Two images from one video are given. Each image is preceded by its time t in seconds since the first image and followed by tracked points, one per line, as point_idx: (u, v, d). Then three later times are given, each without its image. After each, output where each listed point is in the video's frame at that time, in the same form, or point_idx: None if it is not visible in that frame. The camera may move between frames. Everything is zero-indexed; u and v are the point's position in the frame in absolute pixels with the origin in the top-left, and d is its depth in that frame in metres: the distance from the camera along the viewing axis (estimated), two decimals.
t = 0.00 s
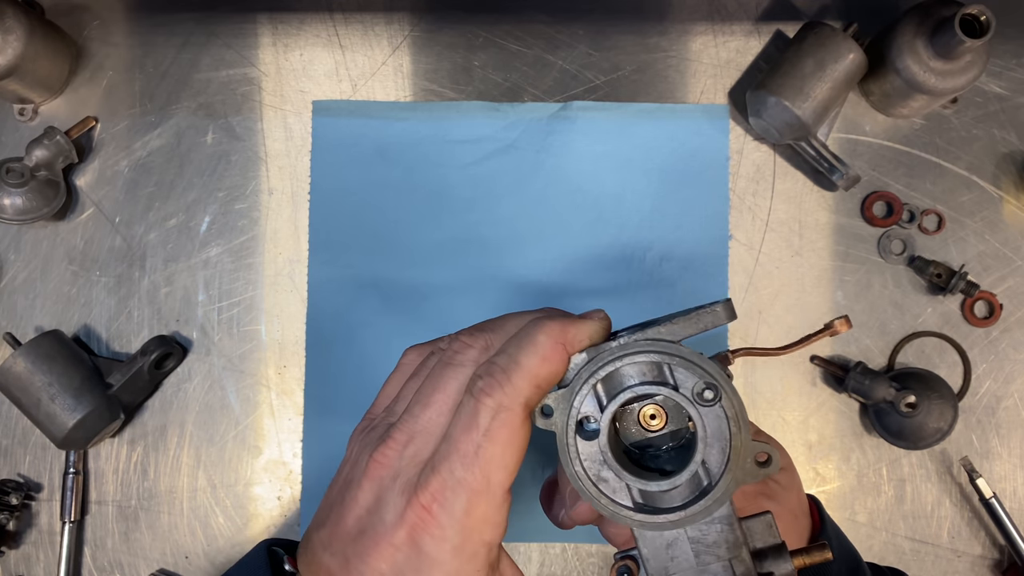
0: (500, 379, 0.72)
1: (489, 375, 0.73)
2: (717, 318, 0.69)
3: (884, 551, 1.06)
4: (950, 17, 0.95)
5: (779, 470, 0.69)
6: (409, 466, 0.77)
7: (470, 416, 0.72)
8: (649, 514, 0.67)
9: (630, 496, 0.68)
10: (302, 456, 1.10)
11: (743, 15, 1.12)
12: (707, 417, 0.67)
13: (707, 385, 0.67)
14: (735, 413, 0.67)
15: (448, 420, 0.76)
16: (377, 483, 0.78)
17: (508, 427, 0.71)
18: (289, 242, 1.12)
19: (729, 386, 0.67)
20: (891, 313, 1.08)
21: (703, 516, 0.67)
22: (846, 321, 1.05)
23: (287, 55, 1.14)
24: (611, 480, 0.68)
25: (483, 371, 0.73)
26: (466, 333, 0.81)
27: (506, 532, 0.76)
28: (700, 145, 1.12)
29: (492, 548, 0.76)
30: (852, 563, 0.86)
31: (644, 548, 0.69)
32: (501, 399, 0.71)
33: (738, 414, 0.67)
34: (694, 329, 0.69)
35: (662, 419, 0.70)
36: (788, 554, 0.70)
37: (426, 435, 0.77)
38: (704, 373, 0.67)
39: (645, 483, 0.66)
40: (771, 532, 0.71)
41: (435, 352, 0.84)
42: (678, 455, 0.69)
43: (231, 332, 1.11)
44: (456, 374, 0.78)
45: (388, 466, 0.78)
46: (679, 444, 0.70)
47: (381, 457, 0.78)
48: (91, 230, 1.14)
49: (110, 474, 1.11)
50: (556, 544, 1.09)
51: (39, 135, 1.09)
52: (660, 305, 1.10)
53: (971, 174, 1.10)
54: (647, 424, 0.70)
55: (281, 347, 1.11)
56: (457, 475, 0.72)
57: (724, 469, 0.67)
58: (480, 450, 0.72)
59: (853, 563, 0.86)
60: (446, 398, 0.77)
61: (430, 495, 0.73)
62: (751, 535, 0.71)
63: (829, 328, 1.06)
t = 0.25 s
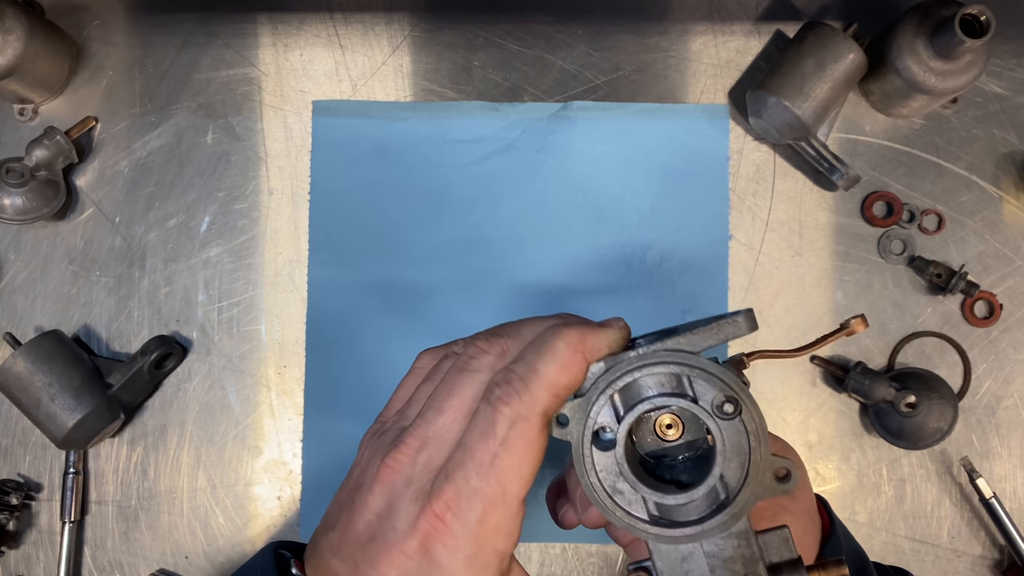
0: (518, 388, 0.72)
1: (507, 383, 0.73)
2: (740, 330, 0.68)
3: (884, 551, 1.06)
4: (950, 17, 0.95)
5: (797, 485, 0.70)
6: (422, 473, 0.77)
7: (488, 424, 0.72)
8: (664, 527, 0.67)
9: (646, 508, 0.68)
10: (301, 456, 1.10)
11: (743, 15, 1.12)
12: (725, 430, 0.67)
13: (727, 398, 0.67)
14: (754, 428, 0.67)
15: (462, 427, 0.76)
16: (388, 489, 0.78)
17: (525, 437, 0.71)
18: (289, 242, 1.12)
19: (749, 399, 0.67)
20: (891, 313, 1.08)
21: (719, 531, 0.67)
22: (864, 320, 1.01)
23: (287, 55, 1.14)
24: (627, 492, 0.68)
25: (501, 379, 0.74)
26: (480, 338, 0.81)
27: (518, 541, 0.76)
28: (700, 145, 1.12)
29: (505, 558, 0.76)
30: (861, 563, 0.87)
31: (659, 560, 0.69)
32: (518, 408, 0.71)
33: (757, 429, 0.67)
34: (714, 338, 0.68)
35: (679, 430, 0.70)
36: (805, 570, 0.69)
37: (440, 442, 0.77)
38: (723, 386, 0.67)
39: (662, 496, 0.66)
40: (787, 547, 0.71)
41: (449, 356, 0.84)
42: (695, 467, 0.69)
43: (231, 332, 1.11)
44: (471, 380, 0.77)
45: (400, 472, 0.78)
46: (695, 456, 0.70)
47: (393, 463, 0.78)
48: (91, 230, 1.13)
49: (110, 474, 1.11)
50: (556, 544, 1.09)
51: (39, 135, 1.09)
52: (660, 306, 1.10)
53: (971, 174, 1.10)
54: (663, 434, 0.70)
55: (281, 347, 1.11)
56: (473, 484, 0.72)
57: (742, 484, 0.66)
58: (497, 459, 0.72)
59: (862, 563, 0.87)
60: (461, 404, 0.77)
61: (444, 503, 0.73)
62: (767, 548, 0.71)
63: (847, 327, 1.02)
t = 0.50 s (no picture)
0: (502, 390, 0.72)
1: (491, 385, 0.73)
2: (724, 324, 0.69)
3: (885, 551, 1.06)
4: (950, 17, 0.95)
5: (786, 479, 0.68)
6: (410, 477, 0.77)
7: (473, 426, 0.72)
8: (655, 523, 0.67)
9: (636, 505, 0.68)
10: (301, 456, 1.10)
11: (743, 15, 1.12)
12: (713, 425, 0.67)
13: (714, 393, 0.67)
14: (742, 422, 0.67)
15: (449, 430, 0.76)
16: (377, 494, 0.78)
17: (511, 438, 0.71)
18: (288, 242, 1.12)
19: (735, 394, 0.67)
20: (891, 313, 1.08)
21: (710, 525, 0.67)
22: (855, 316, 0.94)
23: (287, 55, 1.14)
24: (617, 489, 0.67)
25: (485, 381, 0.73)
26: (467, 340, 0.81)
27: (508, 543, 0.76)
28: (700, 145, 1.12)
29: (495, 560, 0.76)
30: (862, 564, 0.87)
31: (650, 556, 0.69)
32: (502, 409, 0.71)
33: (744, 422, 0.67)
34: (700, 334, 0.69)
35: (668, 425, 0.70)
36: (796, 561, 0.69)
37: (427, 446, 0.77)
38: (710, 381, 0.67)
39: (651, 492, 0.66)
40: (779, 539, 0.70)
41: (436, 359, 0.84)
42: (685, 461, 0.69)
43: (231, 332, 1.11)
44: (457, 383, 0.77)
45: (388, 477, 0.78)
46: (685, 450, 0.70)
47: (381, 468, 0.78)
48: (91, 230, 1.13)
49: (110, 474, 1.10)
50: (556, 544, 1.09)
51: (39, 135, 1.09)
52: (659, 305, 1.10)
53: (971, 174, 1.10)
54: (653, 429, 0.70)
55: (281, 347, 1.11)
56: (460, 487, 0.72)
57: (731, 477, 0.67)
58: (483, 461, 0.72)
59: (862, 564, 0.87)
60: (447, 408, 0.77)
61: (432, 507, 0.73)
62: (759, 541, 0.70)
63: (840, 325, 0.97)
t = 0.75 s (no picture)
0: (495, 386, 0.72)
1: (484, 382, 0.73)
2: (717, 318, 0.69)
3: (885, 551, 1.06)
4: (950, 17, 0.95)
5: (783, 473, 0.69)
6: (406, 477, 0.77)
7: (466, 423, 0.72)
8: (652, 520, 0.67)
9: (633, 502, 0.68)
10: (301, 456, 1.10)
11: (743, 15, 1.12)
12: (707, 419, 0.67)
13: (707, 387, 0.66)
14: (736, 415, 0.67)
15: (445, 428, 0.76)
16: (374, 494, 0.78)
17: (505, 434, 0.71)
18: (289, 243, 1.12)
19: (729, 387, 0.67)
20: (891, 313, 1.08)
21: (707, 521, 0.67)
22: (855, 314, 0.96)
23: (287, 55, 1.14)
24: (613, 486, 0.67)
25: (479, 378, 0.73)
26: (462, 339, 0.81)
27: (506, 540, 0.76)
28: (700, 145, 1.12)
29: (493, 558, 0.76)
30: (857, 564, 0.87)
31: (648, 554, 0.70)
32: (497, 405, 0.71)
33: (738, 416, 0.67)
34: (693, 328, 0.69)
35: (666, 423, 0.69)
36: (798, 559, 0.69)
37: (423, 445, 0.77)
38: (703, 374, 0.67)
39: (646, 488, 0.65)
40: (781, 537, 0.70)
41: (432, 360, 0.85)
42: (683, 459, 0.68)
43: (231, 332, 1.11)
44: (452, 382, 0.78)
45: (385, 477, 0.78)
46: (684, 448, 0.70)
47: (378, 468, 0.78)
48: (91, 230, 1.13)
49: (110, 474, 1.10)
50: (556, 545, 1.09)
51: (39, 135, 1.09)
52: (659, 304, 1.10)
53: (971, 174, 1.10)
54: (651, 427, 0.69)
55: (281, 347, 1.11)
56: (455, 484, 0.72)
57: (727, 472, 0.66)
58: (477, 458, 0.71)
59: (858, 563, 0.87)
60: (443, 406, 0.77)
61: (428, 505, 0.73)
62: (760, 539, 0.70)
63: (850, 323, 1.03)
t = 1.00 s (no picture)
0: (500, 383, 0.72)
1: (488, 379, 0.73)
2: (718, 316, 0.69)
3: (884, 551, 1.06)
4: (950, 17, 0.95)
5: (785, 470, 0.68)
6: (410, 474, 0.76)
7: (471, 420, 0.71)
8: (655, 518, 0.67)
9: (636, 500, 0.68)
10: (302, 456, 1.10)
11: (743, 15, 1.12)
12: (709, 416, 0.67)
13: (709, 384, 0.67)
14: (738, 412, 0.67)
15: (448, 426, 0.76)
16: (377, 492, 0.78)
17: (510, 431, 0.71)
18: (289, 242, 1.12)
19: (731, 385, 0.67)
20: (891, 313, 1.08)
21: (710, 518, 0.67)
22: (863, 312, 0.97)
23: (287, 55, 1.14)
24: (615, 484, 0.68)
25: (483, 375, 0.73)
26: (466, 338, 0.82)
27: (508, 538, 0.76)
28: (701, 145, 1.12)
29: (495, 556, 0.76)
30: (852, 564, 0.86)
31: (651, 552, 0.70)
32: (502, 403, 0.71)
33: (740, 413, 0.67)
34: (694, 327, 0.69)
35: (669, 422, 0.69)
36: (801, 556, 0.70)
37: (427, 442, 0.77)
38: (704, 372, 0.67)
39: (648, 486, 0.66)
40: (784, 534, 0.71)
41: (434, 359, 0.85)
42: (686, 457, 0.68)
43: (231, 332, 1.11)
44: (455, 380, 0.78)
45: (388, 474, 0.78)
46: (687, 447, 0.70)
47: (381, 465, 0.78)
48: (91, 230, 1.13)
49: (110, 474, 1.10)
50: (556, 545, 1.09)
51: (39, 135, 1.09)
52: (659, 304, 1.10)
53: (971, 174, 1.10)
54: (653, 426, 0.69)
55: (281, 347, 1.11)
56: (459, 482, 0.72)
57: (729, 469, 0.67)
58: (482, 455, 0.71)
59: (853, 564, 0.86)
60: (446, 404, 0.78)
61: (431, 502, 0.73)
62: (763, 537, 0.71)
63: (848, 316, 0.99)
